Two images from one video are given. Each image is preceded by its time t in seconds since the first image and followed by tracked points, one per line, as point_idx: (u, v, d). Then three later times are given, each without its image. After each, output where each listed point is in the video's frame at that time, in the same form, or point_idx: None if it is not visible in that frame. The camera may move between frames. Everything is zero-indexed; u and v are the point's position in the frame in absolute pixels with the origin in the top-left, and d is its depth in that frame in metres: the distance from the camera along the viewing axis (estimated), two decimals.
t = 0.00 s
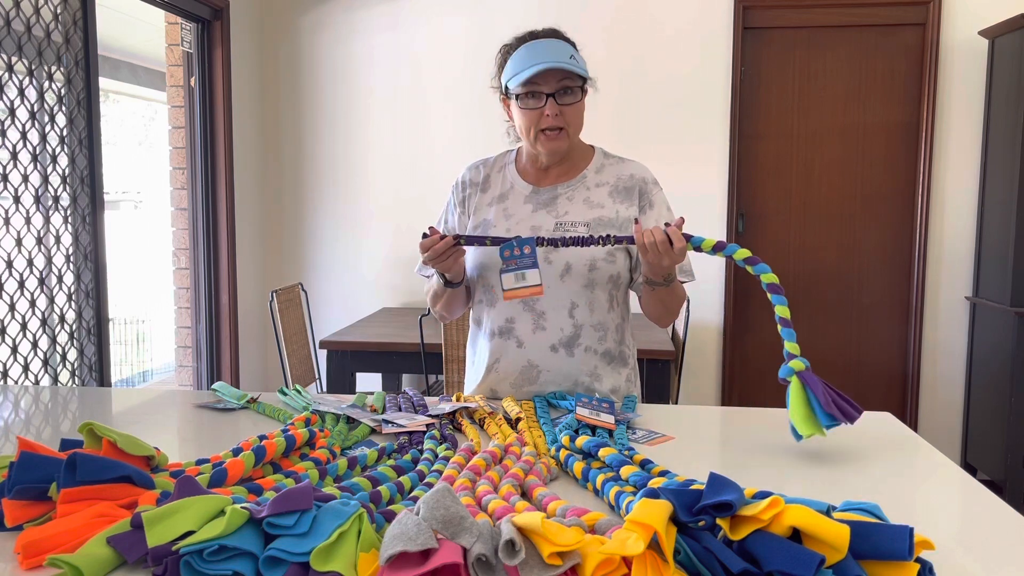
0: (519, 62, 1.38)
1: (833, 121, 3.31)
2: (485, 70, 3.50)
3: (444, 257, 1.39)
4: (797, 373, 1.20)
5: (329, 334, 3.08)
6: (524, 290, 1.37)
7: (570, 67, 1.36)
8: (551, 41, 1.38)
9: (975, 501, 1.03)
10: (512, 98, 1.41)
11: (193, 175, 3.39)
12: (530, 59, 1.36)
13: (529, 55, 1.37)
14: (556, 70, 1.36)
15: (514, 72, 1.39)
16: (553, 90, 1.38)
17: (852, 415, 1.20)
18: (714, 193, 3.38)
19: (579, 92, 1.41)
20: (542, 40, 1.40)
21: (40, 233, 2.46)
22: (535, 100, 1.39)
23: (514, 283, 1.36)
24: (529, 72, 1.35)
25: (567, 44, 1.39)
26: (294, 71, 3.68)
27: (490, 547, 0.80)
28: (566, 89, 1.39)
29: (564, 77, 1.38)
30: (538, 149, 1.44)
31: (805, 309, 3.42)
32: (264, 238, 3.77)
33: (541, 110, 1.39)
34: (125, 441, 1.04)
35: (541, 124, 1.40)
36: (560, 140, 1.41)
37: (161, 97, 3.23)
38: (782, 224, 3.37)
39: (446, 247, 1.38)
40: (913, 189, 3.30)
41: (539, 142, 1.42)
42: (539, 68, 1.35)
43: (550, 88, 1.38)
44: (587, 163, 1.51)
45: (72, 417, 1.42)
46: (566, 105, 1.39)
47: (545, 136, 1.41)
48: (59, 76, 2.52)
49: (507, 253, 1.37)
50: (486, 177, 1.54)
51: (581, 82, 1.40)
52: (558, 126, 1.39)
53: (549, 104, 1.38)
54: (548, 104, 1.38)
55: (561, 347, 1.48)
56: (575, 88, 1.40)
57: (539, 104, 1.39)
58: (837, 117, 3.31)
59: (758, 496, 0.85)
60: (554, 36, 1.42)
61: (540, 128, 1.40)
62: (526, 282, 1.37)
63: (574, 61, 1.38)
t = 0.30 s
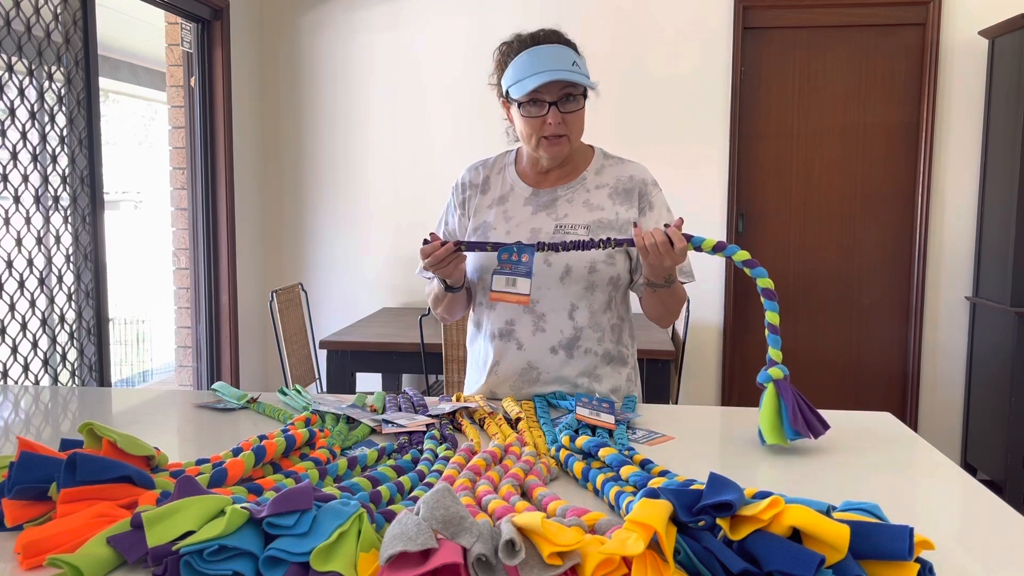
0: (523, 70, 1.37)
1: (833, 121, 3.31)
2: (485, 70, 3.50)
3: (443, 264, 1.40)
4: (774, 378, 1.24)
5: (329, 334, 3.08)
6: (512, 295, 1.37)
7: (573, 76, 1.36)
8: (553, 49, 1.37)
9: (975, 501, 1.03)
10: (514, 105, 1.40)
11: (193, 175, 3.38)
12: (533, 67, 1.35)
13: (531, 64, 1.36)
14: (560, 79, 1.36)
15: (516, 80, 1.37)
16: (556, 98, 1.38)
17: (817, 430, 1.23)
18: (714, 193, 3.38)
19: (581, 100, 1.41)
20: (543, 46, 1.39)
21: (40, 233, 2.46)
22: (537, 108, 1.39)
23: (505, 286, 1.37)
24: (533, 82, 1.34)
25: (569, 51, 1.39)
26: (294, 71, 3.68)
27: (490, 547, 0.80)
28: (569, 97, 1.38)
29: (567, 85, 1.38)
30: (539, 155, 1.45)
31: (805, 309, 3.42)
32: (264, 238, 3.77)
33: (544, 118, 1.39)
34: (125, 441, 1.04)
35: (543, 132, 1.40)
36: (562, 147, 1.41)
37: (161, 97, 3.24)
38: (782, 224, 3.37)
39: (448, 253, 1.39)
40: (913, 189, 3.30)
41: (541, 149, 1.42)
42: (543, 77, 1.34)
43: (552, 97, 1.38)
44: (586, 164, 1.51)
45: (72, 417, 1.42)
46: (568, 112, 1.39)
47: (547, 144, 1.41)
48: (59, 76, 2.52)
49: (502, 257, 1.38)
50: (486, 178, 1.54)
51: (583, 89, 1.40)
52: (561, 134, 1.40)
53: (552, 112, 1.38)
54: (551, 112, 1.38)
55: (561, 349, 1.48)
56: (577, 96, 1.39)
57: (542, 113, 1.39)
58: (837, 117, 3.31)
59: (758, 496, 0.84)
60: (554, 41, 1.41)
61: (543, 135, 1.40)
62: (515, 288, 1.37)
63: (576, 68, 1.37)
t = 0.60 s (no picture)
0: (515, 65, 1.38)
1: (833, 121, 3.31)
2: (485, 71, 3.50)
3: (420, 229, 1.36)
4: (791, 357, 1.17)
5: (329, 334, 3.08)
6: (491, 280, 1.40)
7: (563, 75, 1.35)
8: (548, 46, 1.36)
9: (975, 500, 1.03)
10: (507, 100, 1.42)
11: (193, 175, 3.39)
12: (524, 63, 1.36)
13: (523, 59, 1.36)
14: (548, 77, 1.35)
15: (508, 75, 1.39)
16: (545, 96, 1.38)
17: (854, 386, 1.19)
18: (714, 193, 3.38)
19: (574, 100, 1.40)
20: (540, 43, 1.39)
21: (40, 233, 2.46)
22: (527, 105, 1.39)
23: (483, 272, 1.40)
24: (520, 76, 1.36)
25: (566, 50, 1.38)
26: (294, 71, 3.69)
27: (490, 547, 0.80)
28: (559, 96, 1.38)
29: (558, 84, 1.37)
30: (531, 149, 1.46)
31: (806, 309, 3.42)
32: (264, 239, 3.77)
33: (533, 115, 1.39)
34: (126, 441, 1.04)
35: (532, 129, 1.41)
36: (551, 145, 1.41)
37: (161, 97, 3.24)
38: (782, 224, 3.37)
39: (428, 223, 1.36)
40: (913, 189, 3.30)
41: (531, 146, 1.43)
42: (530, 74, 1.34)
43: (542, 94, 1.38)
44: (585, 163, 1.51)
45: (72, 417, 1.42)
46: (558, 112, 1.39)
47: (536, 141, 1.42)
48: (59, 76, 2.52)
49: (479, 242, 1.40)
50: (486, 178, 1.54)
51: (576, 90, 1.38)
52: (548, 132, 1.40)
53: (540, 110, 1.38)
54: (539, 109, 1.38)
55: (561, 347, 1.48)
56: (569, 97, 1.38)
57: (531, 110, 1.39)
58: (837, 117, 3.31)
59: (758, 496, 0.84)
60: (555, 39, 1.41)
61: (530, 133, 1.41)
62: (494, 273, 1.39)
63: (570, 68, 1.36)
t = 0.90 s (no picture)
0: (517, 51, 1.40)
1: (833, 121, 3.31)
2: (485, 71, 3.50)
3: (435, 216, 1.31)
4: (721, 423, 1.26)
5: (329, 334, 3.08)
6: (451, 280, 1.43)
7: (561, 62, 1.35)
8: (550, 35, 1.38)
9: (975, 500, 1.03)
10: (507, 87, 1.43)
11: (193, 175, 3.38)
12: (524, 48, 1.38)
13: (524, 45, 1.39)
14: (546, 62, 1.36)
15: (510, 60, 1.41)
16: (542, 83, 1.38)
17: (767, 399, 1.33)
18: (714, 193, 3.38)
19: (572, 91, 1.39)
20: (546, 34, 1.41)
21: (40, 233, 2.46)
22: (525, 91, 1.39)
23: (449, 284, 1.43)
24: (518, 57, 1.38)
25: (569, 42, 1.39)
26: (294, 72, 3.69)
27: (490, 547, 0.80)
28: (556, 83, 1.37)
29: (556, 71, 1.37)
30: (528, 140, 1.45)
31: (806, 308, 3.42)
32: (264, 239, 3.77)
33: (529, 101, 1.39)
34: (126, 441, 1.04)
35: (527, 114, 1.40)
36: (545, 132, 1.40)
37: (161, 97, 3.24)
38: (782, 223, 3.37)
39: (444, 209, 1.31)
40: (913, 189, 3.30)
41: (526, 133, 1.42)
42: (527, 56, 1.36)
43: (539, 80, 1.38)
44: (586, 163, 1.50)
45: (71, 417, 1.42)
46: (554, 99, 1.38)
47: (531, 127, 1.41)
48: (59, 76, 2.52)
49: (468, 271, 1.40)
50: (490, 172, 1.54)
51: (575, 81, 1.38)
52: (543, 119, 1.39)
53: (536, 96, 1.38)
54: (535, 95, 1.38)
55: (560, 346, 1.47)
56: (566, 86, 1.38)
57: (528, 96, 1.39)
58: (837, 117, 3.31)
59: (758, 496, 0.84)
60: (562, 34, 1.43)
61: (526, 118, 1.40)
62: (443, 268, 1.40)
63: (569, 57, 1.37)
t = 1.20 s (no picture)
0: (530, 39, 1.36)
1: (833, 121, 3.31)
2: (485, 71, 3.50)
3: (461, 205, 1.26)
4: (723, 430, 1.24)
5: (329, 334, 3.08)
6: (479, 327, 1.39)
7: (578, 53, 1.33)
8: (566, 27, 1.36)
9: (975, 500, 1.03)
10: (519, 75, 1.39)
11: (193, 174, 3.38)
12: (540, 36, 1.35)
13: (539, 33, 1.36)
14: (563, 52, 1.33)
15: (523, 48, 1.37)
16: (557, 72, 1.34)
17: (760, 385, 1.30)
18: (714, 193, 3.38)
19: (586, 83, 1.36)
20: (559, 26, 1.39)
21: (40, 233, 2.46)
22: (538, 80, 1.36)
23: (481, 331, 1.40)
24: (535, 44, 1.34)
25: (584, 35, 1.37)
26: (294, 72, 3.69)
27: (490, 547, 0.80)
28: (571, 74, 1.34)
29: (572, 62, 1.34)
30: (536, 130, 1.41)
31: (806, 308, 3.42)
32: (264, 239, 3.77)
33: (542, 89, 1.35)
34: (126, 441, 1.04)
35: (540, 104, 1.36)
36: (557, 123, 1.37)
37: (161, 97, 3.24)
38: (782, 223, 3.37)
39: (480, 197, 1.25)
40: (913, 189, 3.30)
41: (536, 123, 1.38)
42: (544, 43, 1.33)
43: (554, 69, 1.34)
44: (587, 161, 1.50)
45: (71, 417, 1.42)
46: (568, 90, 1.35)
47: (542, 117, 1.37)
48: (59, 76, 2.52)
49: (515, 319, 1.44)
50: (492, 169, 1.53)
51: (589, 73, 1.36)
52: (556, 109, 1.36)
53: (551, 85, 1.34)
54: (550, 84, 1.34)
55: (561, 347, 1.48)
56: (581, 77, 1.35)
57: (541, 84, 1.35)
58: (837, 117, 3.31)
59: (758, 496, 0.84)
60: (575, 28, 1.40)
61: (539, 108, 1.36)
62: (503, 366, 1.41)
63: (586, 49, 1.34)
